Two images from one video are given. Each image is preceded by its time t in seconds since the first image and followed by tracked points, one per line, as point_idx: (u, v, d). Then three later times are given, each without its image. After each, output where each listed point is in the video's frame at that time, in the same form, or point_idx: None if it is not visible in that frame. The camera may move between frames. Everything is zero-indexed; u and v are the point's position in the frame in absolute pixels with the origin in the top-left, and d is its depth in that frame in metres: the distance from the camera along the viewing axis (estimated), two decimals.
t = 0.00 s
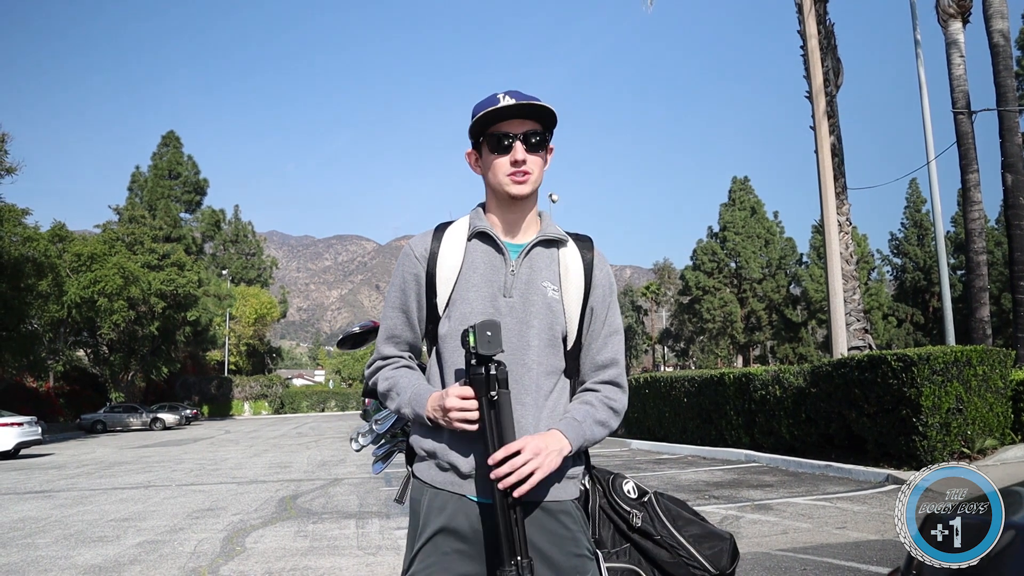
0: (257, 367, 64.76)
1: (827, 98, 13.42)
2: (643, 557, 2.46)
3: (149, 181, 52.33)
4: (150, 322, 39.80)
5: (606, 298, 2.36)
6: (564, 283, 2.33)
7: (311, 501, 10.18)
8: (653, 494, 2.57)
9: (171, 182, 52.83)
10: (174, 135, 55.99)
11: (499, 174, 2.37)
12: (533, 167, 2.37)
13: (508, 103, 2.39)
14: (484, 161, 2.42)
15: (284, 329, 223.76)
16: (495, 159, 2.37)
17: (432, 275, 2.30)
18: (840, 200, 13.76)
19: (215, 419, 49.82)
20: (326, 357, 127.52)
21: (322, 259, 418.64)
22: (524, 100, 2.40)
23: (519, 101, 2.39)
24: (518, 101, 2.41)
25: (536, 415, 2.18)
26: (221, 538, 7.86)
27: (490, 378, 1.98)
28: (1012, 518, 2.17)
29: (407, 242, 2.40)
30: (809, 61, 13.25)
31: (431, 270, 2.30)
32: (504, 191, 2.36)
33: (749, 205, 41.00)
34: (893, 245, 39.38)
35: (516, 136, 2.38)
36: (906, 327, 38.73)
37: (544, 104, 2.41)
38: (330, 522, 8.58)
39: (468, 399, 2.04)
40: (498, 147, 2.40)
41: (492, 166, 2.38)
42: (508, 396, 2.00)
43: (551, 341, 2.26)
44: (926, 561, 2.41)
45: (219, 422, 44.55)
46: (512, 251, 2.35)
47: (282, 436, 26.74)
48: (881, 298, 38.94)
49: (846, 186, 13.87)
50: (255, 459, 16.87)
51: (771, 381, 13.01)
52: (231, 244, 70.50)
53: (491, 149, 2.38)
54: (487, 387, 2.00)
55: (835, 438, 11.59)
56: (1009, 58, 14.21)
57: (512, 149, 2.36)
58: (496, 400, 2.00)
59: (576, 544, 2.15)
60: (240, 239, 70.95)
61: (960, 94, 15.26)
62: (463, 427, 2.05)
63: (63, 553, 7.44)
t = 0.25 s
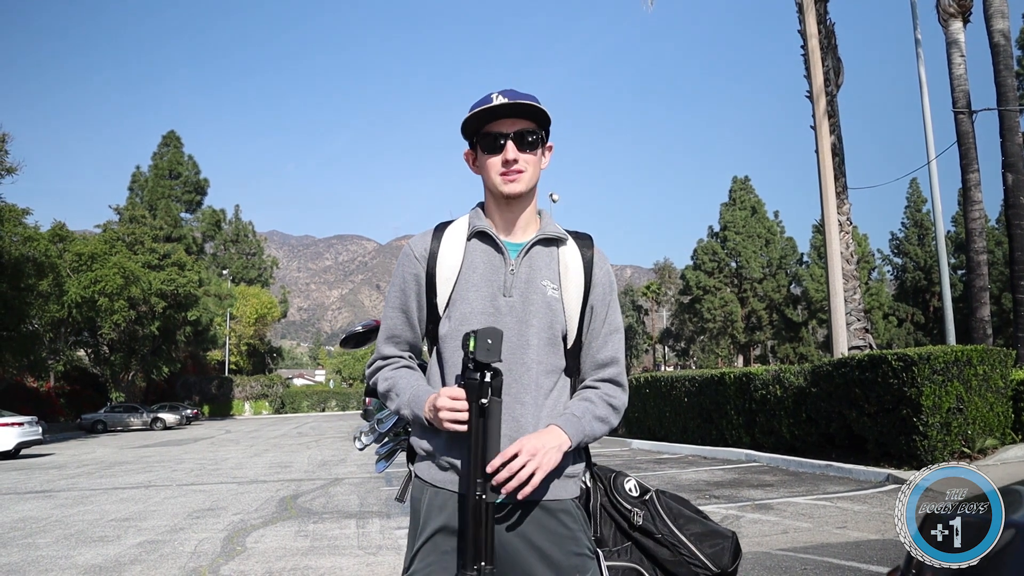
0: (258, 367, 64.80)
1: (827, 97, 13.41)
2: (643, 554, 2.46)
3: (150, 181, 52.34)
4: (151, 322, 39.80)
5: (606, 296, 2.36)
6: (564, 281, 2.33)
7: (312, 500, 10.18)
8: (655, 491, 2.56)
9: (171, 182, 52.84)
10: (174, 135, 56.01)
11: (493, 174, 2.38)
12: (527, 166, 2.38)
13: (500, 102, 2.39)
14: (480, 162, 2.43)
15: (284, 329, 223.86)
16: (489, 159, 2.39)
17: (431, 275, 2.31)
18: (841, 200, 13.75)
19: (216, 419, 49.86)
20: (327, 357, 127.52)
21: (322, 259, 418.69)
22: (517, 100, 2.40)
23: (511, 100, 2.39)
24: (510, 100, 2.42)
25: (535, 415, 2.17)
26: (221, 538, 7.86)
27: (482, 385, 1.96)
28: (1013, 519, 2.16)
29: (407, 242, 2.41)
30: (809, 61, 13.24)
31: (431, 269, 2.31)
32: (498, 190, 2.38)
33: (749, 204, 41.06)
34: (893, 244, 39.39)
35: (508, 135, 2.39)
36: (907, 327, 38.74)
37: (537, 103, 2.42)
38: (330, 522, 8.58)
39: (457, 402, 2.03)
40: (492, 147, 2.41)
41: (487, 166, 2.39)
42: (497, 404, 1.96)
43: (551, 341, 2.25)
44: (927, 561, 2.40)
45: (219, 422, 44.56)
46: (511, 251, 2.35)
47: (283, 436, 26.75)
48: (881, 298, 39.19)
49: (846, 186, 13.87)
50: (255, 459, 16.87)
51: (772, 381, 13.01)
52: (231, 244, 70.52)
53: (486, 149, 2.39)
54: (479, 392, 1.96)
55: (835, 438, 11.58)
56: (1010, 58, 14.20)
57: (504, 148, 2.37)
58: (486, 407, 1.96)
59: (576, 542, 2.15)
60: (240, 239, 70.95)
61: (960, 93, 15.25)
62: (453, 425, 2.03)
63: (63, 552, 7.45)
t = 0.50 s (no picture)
0: (258, 367, 64.81)
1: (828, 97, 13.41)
2: (645, 551, 2.46)
3: (150, 181, 52.34)
4: (151, 322, 39.80)
5: (606, 295, 2.37)
6: (564, 281, 2.33)
7: (312, 500, 10.18)
8: (655, 490, 2.58)
9: (171, 182, 52.85)
10: (174, 135, 56.04)
11: (487, 175, 2.41)
12: (522, 164, 2.40)
13: (492, 102, 2.43)
14: (474, 165, 2.46)
15: (285, 329, 223.91)
16: (484, 160, 2.42)
17: (431, 274, 2.31)
18: (841, 199, 13.75)
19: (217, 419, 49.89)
20: (327, 357, 127.63)
21: (322, 258, 418.69)
22: (509, 99, 2.44)
23: (503, 100, 2.43)
24: (502, 99, 2.45)
25: (537, 413, 2.16)
26: (222, 538, 7.86)
27: (450, 376, 1.96)
28: (1013, 518, 2.16)
29: (407, 241, 2.42)
30: (810, 61, 13.24)
31: (431, 268, 2.31)
32: (495, 190, 2.39)
33: (750, 204, 41.10)
34: (893, 244, 39.40)
35: (502, 135, 2.42)
36: (907, 326, 38.76)
37: (530, 103, 2.45)
38: (331, 521, 8.59)
39: (423, 394, 2.03)
40: (488, 148, 2.45)
41: (482, 168, 2.41)
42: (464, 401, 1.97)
43: (552, 339, 2.25)
44: (927, 561, 2.39)
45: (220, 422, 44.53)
46: (511, 249, 2.36)
47: (283, 436, 26.76)
48: (882, 298, 39.07)
49: (847, 185, 13.87)
50: (256, 459, 16.88)
51: (773, 380, 13.00)
52: (232, 244, 70.54)
53: (480, 151, 2.42)
54: (446, 385, 1.96)
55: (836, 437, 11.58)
56: (1010, 57, 14.19)
57: (499, 148, 2.40)
58: (451, 402, 1.97)
59: (576, 542, 2.15)
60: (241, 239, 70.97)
61: (961, 92, 15.24)
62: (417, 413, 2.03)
63: (64, 552, 7.44)
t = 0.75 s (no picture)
0: (259, 366, 64.82)
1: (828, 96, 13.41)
2: (647, 552, 2.46)
3: (151, 181, 52.37)
4: (151, 322, 39.83)
5: (608, 290, 2.38)
6: (565, 280, 2.33)
7: (313, 500, 10.19)
8: (656, 489, 2.55)
9: (172, 182, 52.87)
10: (175, 135, 56.06)
11: (479, 177, 2.43)
12: (511, 164, 2.42)
13: (477, 104, 2.46)
14: (466, 167, 2.49)
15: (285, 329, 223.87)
16: (474, 163, 2.45)
17: (428, 275, 2.33)
18: (842, 199, 13.74)
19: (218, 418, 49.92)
20: (327, 356, 127.65)
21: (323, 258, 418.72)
22: (496, 100, 2.47)
23: (488, 101, 2.47)
24: (488, 101, 2.49)
25: (536, 412, 2.15)
26: (223, 538, 7.86)
27: (402, 360, 2.17)
28: (1011, 517, 2.17)
29: (405, 245, 2.46)
30: (811, 61, 13.23)
31: (426, 271, 2.33)
32: (488, 192, 2.42)
33: (750, 203, 41.12)
34: (894, 244, 39.38)
35: (490, 136, 2.44)
36: (908, 326, 38.75)
37: (515, 101, 2.48)
38: (331, 521, 8.59)
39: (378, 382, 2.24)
40: (478, 150, 2.47)
41: (473, 170, 2.45)
42: (416, 384, 2.18)
43: (553, 336, 2.24)
44: (926, 561, 2.38)
45: (221, 421, 44.55)
46: (508, 248, 2.36)
47: (283, 435, 26.75)
48: (882, 297, 39.05)
49: (848, 184, 13.87)
50: (256, 458, 16.88)
51: (773, 380, 12.99)
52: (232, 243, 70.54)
53: (471, 153, 2.45)
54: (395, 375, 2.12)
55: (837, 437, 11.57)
56: (1012, 56, 14.16)
57: (488, 149, 2.43)
58: (402, 387, 2.18)
59: (576, 542, 2.14)
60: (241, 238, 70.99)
61: (962, 92, 15.23)
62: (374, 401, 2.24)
63: (65, 552, 7.45)
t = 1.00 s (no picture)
0: (260, 366, 64.84)
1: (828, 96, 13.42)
2: (655, 548, 2.46)
3: (152, 181, 52.36)
4: (152, 321, 39.84)
5: (606, 286, 2.37)
6: (562, 277, 2.33)
7: (314, 499, 10.20)
8: (662, 485, 2.57)
9: (172, 181, 52.90)
10: (176, 134, 56.07)
11: (473, 180, 2.43)
12: (505, 166, 2.41)
13: (469, 108, 2.45)
14: (460, 170, 2.48)
15: (286, 328, 223.92)
16: (468, 166, 2.45)
17: (425, 278, 2.34)
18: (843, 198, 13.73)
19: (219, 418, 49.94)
20: (328, 356, 127.76)
21: (324, 258, 418.75)
22: (489, 102, 2.46)
23: (481, 104, 2.46)
24: (480, 103, 2.48)
25: (535, 410, 2.15)
26: (223, 537, 7.87)
27: (403, 360, 2.18)
28: (1012, 516, 2.16)
29: (403, 248, 2.47)
30: (811, 60, 13.22)
31: (424, 274, 2.35)
32: (482, 195, 2.41)
33: (751, 203, 41.15)
34: (895, 243, 39.38)
35: (483, 139, 2.44)
36: (909, 325, 38.76)
37: (507, 103, 2.47)
38: (332, 521, 8.59)
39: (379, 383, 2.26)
40: (472, 154, 2.47)
41: (467, 173, 2.44)
42: (416, 387, 2.21)
43: (552, 333, 2.24)
44: (926, 560, 2.39)
45: (222, 421, 44.56)
46: (505, 247, 2.37)
47: (284, 435, 26.76)
48: (883, 296, 39.03)
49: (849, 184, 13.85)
50: (257, 458, 16.89)
51: (774, 379, 12.99)
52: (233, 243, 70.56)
53: (464, 157, 2.45)
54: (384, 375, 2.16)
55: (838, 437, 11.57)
56: (1012, 55, 14.15)
57: (481, 153, 2.43)
58: (402, 388, 2.20)
59: (577, 541, 2.14)
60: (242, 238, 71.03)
61: (962, 91, 15.22)
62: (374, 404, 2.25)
63: (66, 551, 7.46)
